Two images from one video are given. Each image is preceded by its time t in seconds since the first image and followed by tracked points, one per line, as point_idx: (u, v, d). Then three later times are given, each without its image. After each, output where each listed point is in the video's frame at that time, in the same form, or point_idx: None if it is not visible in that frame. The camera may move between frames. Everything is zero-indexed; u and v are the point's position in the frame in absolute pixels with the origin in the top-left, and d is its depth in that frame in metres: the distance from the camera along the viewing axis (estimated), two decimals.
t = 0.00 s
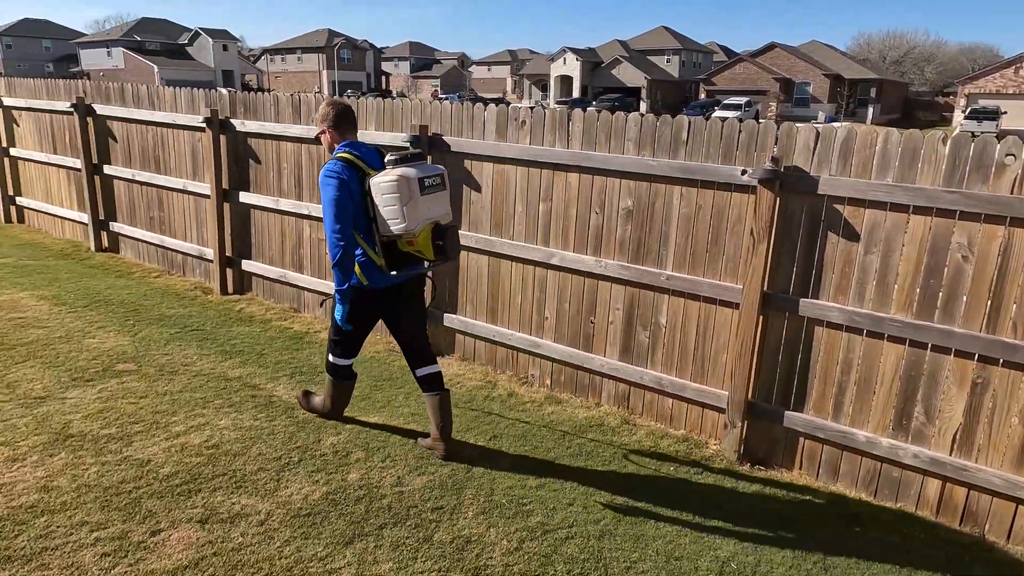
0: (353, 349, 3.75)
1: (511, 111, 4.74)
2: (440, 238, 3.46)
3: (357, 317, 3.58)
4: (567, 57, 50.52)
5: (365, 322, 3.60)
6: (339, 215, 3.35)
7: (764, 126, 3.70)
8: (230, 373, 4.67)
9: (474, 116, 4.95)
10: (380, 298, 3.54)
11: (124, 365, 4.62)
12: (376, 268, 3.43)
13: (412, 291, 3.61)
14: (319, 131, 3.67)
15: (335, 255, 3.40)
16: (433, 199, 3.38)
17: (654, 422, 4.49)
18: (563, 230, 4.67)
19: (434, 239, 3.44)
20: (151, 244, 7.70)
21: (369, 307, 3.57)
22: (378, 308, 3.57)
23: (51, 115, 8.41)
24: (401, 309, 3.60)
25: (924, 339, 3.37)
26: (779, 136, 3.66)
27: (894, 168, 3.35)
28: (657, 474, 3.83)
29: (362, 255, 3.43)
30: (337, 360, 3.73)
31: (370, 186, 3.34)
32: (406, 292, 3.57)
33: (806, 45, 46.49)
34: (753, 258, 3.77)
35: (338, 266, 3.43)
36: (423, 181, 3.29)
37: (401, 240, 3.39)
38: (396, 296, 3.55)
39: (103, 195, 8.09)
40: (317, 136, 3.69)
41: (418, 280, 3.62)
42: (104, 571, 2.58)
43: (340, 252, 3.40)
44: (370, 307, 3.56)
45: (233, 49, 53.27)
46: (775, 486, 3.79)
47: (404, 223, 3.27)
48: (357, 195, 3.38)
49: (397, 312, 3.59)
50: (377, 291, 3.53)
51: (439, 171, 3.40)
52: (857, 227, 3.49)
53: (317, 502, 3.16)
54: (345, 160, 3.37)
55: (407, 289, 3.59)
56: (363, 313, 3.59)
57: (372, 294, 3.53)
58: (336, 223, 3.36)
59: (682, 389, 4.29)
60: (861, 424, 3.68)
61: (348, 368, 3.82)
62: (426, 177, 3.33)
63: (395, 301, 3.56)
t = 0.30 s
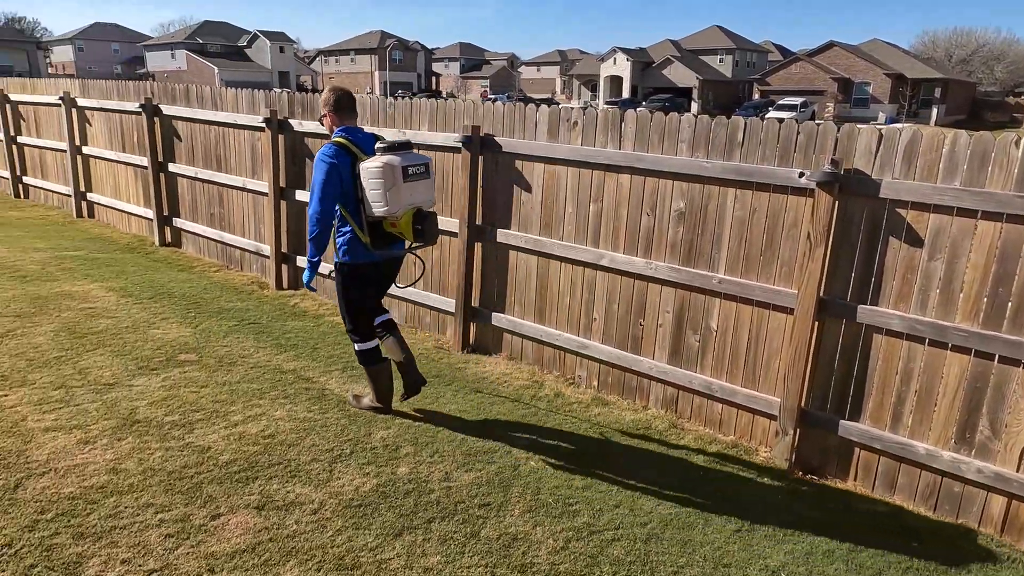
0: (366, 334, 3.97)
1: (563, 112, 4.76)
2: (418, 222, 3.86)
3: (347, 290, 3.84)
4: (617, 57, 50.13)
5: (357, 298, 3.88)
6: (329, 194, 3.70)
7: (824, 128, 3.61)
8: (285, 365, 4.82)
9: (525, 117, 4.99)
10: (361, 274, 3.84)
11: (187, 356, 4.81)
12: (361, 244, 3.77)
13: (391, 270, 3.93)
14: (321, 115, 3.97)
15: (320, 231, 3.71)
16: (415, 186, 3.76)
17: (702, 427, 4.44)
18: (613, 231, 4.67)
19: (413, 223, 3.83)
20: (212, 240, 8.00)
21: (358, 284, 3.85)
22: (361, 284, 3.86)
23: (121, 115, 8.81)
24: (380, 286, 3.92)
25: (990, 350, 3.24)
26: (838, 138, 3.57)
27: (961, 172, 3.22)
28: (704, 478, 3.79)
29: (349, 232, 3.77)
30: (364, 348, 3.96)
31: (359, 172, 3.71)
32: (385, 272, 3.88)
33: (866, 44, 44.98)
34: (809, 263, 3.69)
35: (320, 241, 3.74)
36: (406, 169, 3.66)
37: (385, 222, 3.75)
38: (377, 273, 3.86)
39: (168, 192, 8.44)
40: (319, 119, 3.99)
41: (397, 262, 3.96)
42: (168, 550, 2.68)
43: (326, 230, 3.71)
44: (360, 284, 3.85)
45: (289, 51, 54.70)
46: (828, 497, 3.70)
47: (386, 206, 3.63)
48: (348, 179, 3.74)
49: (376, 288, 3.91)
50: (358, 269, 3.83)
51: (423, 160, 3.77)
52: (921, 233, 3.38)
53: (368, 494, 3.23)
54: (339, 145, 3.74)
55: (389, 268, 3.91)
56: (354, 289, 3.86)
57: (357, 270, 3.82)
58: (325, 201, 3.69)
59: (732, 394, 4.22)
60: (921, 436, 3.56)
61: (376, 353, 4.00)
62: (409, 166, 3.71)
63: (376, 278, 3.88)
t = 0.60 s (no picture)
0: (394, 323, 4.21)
1: (617, 114, 4.75)
2: (415, 222, 4.25)
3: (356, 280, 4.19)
4: (671, 58, 49.47)
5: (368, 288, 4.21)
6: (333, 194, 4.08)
7: (888, 131, 3.51)
8: (339, 359, 4.95)
9: (579, 118, 5.00)
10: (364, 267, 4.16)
11: (246, 348, 4.99)
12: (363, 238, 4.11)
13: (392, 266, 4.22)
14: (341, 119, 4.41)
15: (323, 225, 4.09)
16: (414, 189, 4.10)
17: (753, 434, 4.36)
18: (665, 234, 4.63)
19: (410, 222, 4.23)
20: (270, 237, 8.27)
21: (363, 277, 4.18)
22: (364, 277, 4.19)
23: (188, 115, 9.19)
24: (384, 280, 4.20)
25: None
26: (903, 141, 3.46)
27: None
28: (755, 487, 3.72)
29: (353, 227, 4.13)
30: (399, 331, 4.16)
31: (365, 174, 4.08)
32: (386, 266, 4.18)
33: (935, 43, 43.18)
34: (870, 269, 3.59)
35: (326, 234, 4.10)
36: (405, 174, 3.98)
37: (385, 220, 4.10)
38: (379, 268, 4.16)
39: (230, 190, 8.76)
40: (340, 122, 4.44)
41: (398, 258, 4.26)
42: (229, 533, 2.77)
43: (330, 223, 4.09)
44: (369, 276, 4.17)
45: (346, 54, 55.93)
46: (885, 511, 3.59)
47: (386, 207, 3.96)
48: (354, 180, 4.11)
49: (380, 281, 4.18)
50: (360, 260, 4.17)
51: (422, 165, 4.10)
52: (991, 240, 3.25)
53: (418, 487, 3.30)
54: (349, 149, 4.13)
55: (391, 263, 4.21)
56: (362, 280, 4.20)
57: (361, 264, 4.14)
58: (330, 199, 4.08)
59: (786, 402, 4.14)
60: (987, 452, 3.42)
61: (409, 341, 4.18)
62: (409, 170, 4.04)
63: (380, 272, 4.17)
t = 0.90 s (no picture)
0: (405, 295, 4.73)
1: (672, 117, 4.73)
2: (429, 199, 4.53)
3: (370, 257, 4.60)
4: (725, 60, 48.56)
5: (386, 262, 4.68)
6: (358, 178, 4.44)
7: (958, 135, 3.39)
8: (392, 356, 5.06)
9: (634, 121, 5.00)
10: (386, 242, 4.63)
11: (304, 342, 5.15)
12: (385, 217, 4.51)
13: (412, 242, 4.66)
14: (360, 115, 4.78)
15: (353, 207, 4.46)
16: (428, 170, 4.43)
17: (807, 444, 4.27)
18: (720, 238, 4.59)
19: (425, 201, 4.52)
20: (326, 236, 8.51)
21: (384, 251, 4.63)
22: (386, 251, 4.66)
23: (251, 118, 9.53)
24: (405, 254, 4.67)
25: None
26: (974, 146, 3.35)
27: None
28: (809, 497, 3.65)
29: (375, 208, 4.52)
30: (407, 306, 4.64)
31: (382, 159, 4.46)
32: (405, 241, 4.61)
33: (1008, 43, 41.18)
34: (935, 278, 3.48)
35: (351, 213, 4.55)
36: (419, 154, 4.35)
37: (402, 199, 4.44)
38: (399, 243, 4.61)
39: (289, 190, 9.04)
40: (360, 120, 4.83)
41: (417, 235, 4.69)
42: (287, 519, 2.87)
43: (357, 206, 4.46)
44: (388, 251, 4.63)
45: (399, 57, 56.86)
46: (947, 528, 3.47)
47: (402, 185, 4.34)
48: (374, 165, 4.48)
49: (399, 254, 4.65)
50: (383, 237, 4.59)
51: (435, 148, 4.45)
52: None
53: (468, 484, 3.36)
54: (368, 137, 4.49)
55: (409, 239, 4.64)
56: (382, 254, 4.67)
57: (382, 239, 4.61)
58: (356, 184, 4.44)
59: (842, 412, 4.04)
60: None
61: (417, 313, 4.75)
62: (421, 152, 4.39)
63: (400, 247, 4.64)
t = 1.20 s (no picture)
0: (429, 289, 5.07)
1: (728, 120, 4.67)
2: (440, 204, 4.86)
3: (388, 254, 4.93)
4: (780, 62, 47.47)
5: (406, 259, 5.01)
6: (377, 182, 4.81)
7: None
8: (441, 355, 5.14)
9: (688, 125, 4.96)
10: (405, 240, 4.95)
11: (356, 340, 5.27)
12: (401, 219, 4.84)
13: (426, 242, 4.97)
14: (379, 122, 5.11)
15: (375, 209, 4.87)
16: (439, 176, 4.76)
17: (863, 457, 4.16)
18: (775, 244, 4.51)
19: (436, 204, 4.85)
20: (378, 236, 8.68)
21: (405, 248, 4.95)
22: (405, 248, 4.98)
23: (307, 120, 9.79)
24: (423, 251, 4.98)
25: None
26: None
27: None
28: (864, 511, 3.55)
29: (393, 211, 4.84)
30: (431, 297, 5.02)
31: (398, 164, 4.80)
32: (420, 241, 4.93)
33: None
34: (1005, 288, 3.35)
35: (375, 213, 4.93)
36: (430, 162, 4.68)
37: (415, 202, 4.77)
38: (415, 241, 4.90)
39: (342, 191, 9.26)
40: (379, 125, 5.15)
41: (431, 235, 5.00)
42: (343, 511, 2.95)
43: (378, 207, 4.84)
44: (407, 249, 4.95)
45: (449, 61, 57.50)
46: (1013, 548, 3.33)
47: (414, 190, 4.67)
48: (391, 171, 4.82)
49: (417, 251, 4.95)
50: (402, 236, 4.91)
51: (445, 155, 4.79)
52: None
53: (517, 483, 3.38)
54: (385, 144, 4.82)
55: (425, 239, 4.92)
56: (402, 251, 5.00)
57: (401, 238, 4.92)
58: (375, 188, 4.82)
59: (902, 425, 3.92)
60: None
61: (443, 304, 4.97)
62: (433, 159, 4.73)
63: (417, 244, 4.96)
